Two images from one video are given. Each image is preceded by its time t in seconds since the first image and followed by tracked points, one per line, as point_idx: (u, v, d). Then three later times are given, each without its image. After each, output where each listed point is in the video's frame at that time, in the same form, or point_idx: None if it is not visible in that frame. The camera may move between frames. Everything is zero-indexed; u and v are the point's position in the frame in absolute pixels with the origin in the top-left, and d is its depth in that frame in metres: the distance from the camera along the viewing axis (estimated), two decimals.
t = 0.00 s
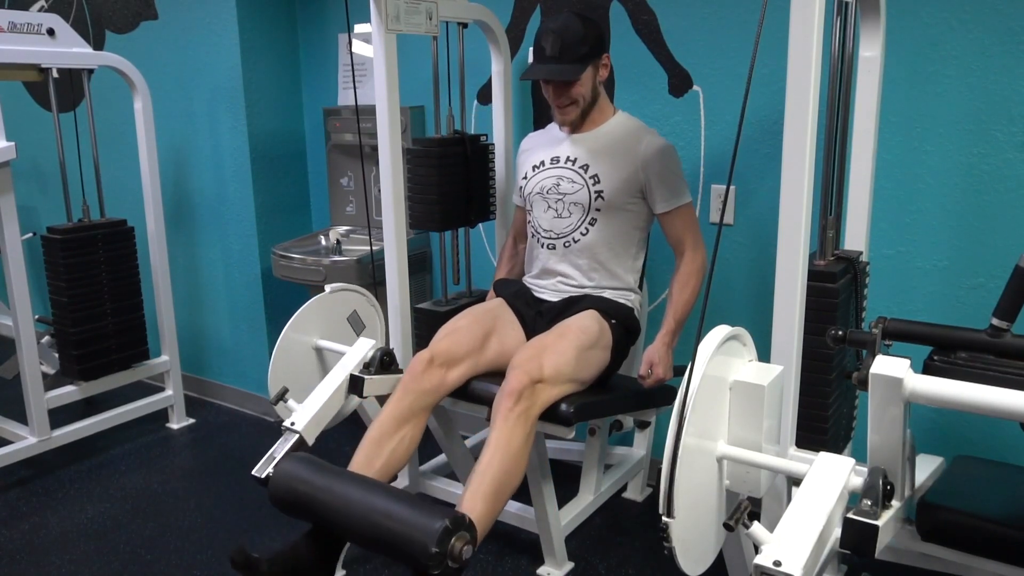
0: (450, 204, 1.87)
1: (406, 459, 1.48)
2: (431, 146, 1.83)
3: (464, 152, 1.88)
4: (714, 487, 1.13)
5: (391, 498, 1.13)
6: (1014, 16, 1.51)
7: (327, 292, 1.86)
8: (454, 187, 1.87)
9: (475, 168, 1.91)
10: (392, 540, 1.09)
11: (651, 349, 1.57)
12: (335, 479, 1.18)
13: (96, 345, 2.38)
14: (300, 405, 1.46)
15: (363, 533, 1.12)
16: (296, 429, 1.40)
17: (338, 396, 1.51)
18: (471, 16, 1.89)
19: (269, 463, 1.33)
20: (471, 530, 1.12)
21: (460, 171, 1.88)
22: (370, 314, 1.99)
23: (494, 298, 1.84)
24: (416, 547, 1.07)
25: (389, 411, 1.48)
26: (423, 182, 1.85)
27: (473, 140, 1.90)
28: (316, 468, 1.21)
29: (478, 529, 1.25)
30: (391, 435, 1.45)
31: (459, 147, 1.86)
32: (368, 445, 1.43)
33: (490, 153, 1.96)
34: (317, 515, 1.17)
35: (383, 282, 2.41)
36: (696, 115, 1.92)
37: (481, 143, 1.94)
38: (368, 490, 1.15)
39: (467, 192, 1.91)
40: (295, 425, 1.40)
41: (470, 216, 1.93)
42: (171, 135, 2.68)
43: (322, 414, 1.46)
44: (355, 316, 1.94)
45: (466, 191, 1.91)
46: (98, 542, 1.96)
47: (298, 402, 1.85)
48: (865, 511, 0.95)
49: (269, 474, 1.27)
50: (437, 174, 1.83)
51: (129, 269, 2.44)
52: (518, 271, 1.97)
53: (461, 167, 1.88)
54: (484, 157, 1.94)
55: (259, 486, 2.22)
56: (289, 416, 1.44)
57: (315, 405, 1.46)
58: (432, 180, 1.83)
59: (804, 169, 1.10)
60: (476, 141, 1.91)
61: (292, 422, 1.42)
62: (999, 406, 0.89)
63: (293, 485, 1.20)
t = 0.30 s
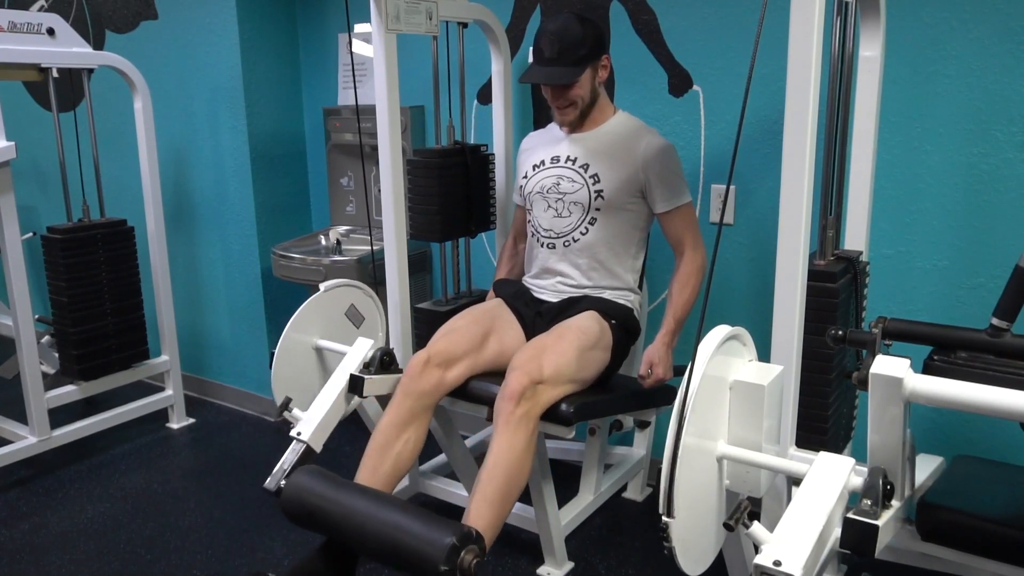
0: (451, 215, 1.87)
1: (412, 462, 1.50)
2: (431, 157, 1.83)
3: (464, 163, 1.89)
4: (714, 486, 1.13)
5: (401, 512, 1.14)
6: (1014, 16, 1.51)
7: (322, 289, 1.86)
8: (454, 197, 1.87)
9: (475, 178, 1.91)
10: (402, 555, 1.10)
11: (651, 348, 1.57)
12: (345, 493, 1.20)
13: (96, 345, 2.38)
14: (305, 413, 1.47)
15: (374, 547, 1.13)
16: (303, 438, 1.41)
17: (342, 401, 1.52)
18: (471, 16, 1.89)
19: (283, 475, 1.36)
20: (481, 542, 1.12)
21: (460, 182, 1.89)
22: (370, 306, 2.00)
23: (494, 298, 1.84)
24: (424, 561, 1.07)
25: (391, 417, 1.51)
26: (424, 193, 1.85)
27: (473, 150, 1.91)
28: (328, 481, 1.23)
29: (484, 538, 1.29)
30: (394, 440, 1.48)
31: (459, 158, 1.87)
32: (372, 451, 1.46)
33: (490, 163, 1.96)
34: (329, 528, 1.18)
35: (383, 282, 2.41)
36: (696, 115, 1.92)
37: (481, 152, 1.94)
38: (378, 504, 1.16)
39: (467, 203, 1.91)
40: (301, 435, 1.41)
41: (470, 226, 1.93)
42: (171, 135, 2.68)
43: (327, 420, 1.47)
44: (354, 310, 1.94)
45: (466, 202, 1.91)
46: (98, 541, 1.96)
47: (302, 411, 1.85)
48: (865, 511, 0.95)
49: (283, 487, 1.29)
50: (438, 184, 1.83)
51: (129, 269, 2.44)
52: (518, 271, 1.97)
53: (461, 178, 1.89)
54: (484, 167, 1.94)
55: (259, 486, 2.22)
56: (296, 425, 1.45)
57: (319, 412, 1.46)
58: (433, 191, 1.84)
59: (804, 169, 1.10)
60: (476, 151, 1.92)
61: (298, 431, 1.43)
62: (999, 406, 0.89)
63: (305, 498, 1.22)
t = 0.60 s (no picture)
0: (452, 226, 1.87)
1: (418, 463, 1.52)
2: (432, 168, 1.83)
3: (465, 173, 1.89)
4: (714, 487, 1.13)
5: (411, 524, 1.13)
6: (1014, 16, 1.51)
7: (318, 289, 1.85)
8: (455, 208, 1.87)
9: (475, 187, 1.91)
10: (413, 565, 1.09)
11: (651, 349, 1.57)
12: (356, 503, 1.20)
13: (96, 345, 2.38)
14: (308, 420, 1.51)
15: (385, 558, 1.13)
16: (309, 445, 1.45)
17: (344, 406, 1.54)
18: (471, 15, 1.89)
19: (295, 484, 1.40)
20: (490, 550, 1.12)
21: (460, 192, 1.88)
22: (369, 300, 1.99)
23: (494, 298, 1.84)
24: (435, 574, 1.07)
25: (394, 418, 1.52)
26: (424, 204, 1.85)
27: (473, 161, 1.90)
28: (339, 491, 1.23)
29: (490, 543, 1.33)
30: (399, 442, 1.50)
31: (460, 169, 1.87)
32: (379, 453, 1.49)
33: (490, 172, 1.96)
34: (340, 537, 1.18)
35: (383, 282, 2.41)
36: (696, 115, 1.92)
37: (480, 161, 1.94)
38: (389, 514, 1.16)
39: (467, 213, 1.91)
40: (308, 443, 1.45)
41: (471, 235, 1.93)
42: (171, 135, 2.68)
43: (331, 424, 1.50)
44: (354, 308, 1.94)
45: (466, 212, 1.91)
46: (98, 541, 1.96)
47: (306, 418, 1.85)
48: (865, 511, 0.95)
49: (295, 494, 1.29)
50: (438, 195, 1.84)
51: (129, 269, 2.44)
52: (518, 271, 1.97)
53: (462, 189, 1.89)
54: (484, 175, 1.94)
55: (259, 486, 2.22)
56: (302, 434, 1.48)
57: (322, 419, 1.49)
58: (433, 203, 1.84)
59: (804, 169, 1.10)
60: (477, 160, 1.91)
61: (304, 440, 1.46)
62: (1000, 406, 0.89)
63: (316, 507, 1.22)
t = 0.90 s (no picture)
0: (452, 242, 1.88)
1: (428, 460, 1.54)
2: (433, 183, 1.84)
3: (465, 188, 1.89)
4: (714, 487, 1.13)
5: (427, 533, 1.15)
6: (1014, 16, 1.51)
7: (309, 289, 1.83)
8: (455, 223, 1.88)
9: (476, 202, 1.92)
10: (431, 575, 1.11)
11: (651, 349, 1.57)
12: (373, 511, 1.22)
13: (96, 345, 2.38)
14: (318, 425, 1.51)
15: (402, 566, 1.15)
16: (321, 453, 1.45)
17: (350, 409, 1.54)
18: (471, 16, 1.89)
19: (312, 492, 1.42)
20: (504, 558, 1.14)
21: (460, 207, 1.89)
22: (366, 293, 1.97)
23: (494, 299, 1.84)
24: None
25: (399, 421, 1.54)
26: (425, 219, 1.86)
27: (474, 175, 1.91)
28: (356, 499, 1.25)
29: (502, 548, 1.36)
30: (406, 445, 1.52)
31: (461, 184, 1.88)
32: (387, 457, 1.51)
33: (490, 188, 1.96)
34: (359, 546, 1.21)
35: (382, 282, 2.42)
36: (696, 115, 1.91)
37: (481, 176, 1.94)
38: (405, 523, 1.18)
39: (468, 227, 1.91)
40: (320, 451, 1.45)
41: (472, 249, 1.94)
42: (171, 135, 2.68)
43: (340, 430, 1.50)
44: (354, 309, 1.94)
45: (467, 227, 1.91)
46: (98, 542, 1.96)
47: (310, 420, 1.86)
48: (865, 511, 0.95)
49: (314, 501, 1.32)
50: (438, 209, 1.85)
51: (129, 269, 2.44)
52: (518, 272, 1.97)
53: (463, 204, 1.89)
54: (484, 189, 1.94)
55: (259, 486, 2.22)
56: (313, 441, 1.49)
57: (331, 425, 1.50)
58: (434, 216, 1.85)
59: (804, 169, 1.10)
60: (477, 174, 1.91)
61: (316, 448, 1.47)
62: (999, 406, 0.89)
63: (335, 516, 1.24)
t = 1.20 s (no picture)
0: (452, 257, 1.87)
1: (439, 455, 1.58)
2: (432, 200, 1.83)
3: (465, 204, 1.89)
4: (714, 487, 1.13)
5: (448, 535, 1.28)
6: (1014, 16, 1.51)
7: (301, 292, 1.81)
8: (456, 239, 1.88)
9: (476, 217, 1.92)
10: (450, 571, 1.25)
11: (651, 349, 1.57)
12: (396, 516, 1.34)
13: (96, 345, 2.38)
14: (328, 430, 1.56)
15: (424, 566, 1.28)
16: (335, 457, 1.51)
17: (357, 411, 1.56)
18: (471, 15, 1.89)
19: (334, 494, 1.49)
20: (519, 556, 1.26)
21: (461, 224, 1.89)
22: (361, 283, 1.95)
23: (494, 300, 1.83)
24: None
25: (405, 423, 1.57)
26: (425, 234, 1.86)
27: (474, 190, 1.91)
28: (377, 504, 1.38)
29: (516, 548, 1.44)
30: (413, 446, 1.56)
31: (461, 200, 1.87)
32: (398, 458, 1.56)
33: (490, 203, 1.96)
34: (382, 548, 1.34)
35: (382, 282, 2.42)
36: (696, 115, 1.91)
37: (480, 190, 1.94)
38: (426, 526, 1.31)
39: (468, 244, 1.92)
40: (334, 456, 1.51)
41: (473, 265, 1.94)
42: (171, 135, 2.68)
43: (351, 433, 1.55)
44: (355, 310, 1.94)
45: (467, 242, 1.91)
46: (98, 542, 1.96)
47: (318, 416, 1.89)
48: (865, 511, 0.95)
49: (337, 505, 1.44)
50: (439, 226, 1.84)
51: (129, 269, 2.44)
52: (517, 273, 1.96)
53: (462, 220, 1.89)
54: (484, 203, 1.94)
55: (259, 486, 2.22)
56: (326, 446, 1.54)
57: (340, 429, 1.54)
58: (434, 232, 1.85)
59: (804, 169, 1.10)
60: (477, 190, 1.92)
61: (331, 453, 1.52)
62: (999, 407, 0.89)
63: (359, 520, 1.37)
